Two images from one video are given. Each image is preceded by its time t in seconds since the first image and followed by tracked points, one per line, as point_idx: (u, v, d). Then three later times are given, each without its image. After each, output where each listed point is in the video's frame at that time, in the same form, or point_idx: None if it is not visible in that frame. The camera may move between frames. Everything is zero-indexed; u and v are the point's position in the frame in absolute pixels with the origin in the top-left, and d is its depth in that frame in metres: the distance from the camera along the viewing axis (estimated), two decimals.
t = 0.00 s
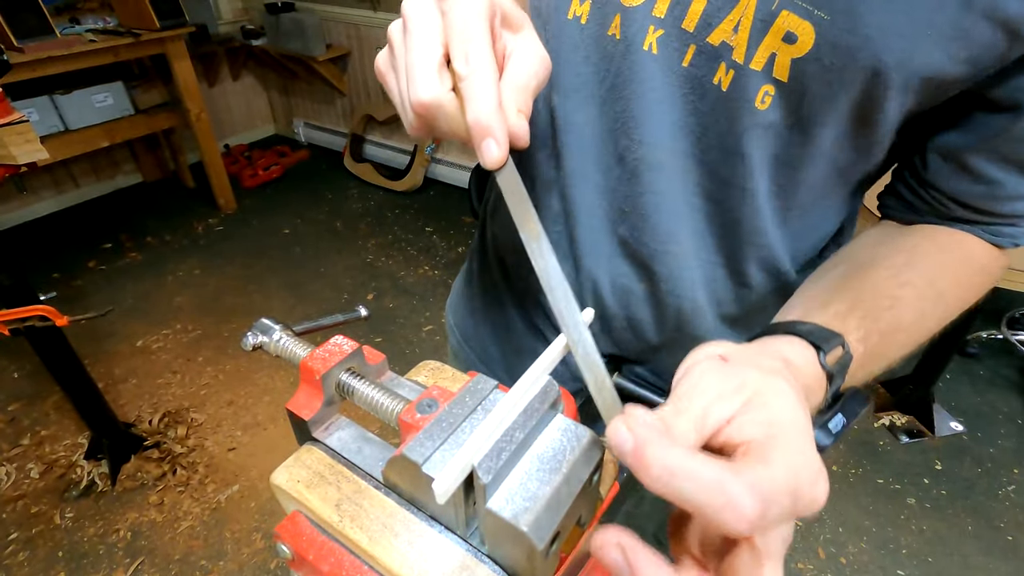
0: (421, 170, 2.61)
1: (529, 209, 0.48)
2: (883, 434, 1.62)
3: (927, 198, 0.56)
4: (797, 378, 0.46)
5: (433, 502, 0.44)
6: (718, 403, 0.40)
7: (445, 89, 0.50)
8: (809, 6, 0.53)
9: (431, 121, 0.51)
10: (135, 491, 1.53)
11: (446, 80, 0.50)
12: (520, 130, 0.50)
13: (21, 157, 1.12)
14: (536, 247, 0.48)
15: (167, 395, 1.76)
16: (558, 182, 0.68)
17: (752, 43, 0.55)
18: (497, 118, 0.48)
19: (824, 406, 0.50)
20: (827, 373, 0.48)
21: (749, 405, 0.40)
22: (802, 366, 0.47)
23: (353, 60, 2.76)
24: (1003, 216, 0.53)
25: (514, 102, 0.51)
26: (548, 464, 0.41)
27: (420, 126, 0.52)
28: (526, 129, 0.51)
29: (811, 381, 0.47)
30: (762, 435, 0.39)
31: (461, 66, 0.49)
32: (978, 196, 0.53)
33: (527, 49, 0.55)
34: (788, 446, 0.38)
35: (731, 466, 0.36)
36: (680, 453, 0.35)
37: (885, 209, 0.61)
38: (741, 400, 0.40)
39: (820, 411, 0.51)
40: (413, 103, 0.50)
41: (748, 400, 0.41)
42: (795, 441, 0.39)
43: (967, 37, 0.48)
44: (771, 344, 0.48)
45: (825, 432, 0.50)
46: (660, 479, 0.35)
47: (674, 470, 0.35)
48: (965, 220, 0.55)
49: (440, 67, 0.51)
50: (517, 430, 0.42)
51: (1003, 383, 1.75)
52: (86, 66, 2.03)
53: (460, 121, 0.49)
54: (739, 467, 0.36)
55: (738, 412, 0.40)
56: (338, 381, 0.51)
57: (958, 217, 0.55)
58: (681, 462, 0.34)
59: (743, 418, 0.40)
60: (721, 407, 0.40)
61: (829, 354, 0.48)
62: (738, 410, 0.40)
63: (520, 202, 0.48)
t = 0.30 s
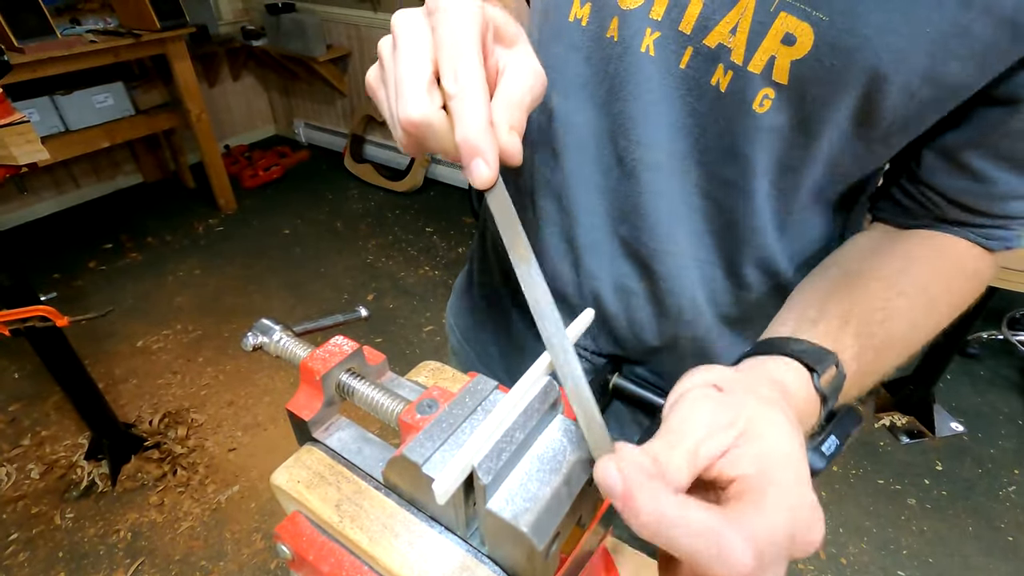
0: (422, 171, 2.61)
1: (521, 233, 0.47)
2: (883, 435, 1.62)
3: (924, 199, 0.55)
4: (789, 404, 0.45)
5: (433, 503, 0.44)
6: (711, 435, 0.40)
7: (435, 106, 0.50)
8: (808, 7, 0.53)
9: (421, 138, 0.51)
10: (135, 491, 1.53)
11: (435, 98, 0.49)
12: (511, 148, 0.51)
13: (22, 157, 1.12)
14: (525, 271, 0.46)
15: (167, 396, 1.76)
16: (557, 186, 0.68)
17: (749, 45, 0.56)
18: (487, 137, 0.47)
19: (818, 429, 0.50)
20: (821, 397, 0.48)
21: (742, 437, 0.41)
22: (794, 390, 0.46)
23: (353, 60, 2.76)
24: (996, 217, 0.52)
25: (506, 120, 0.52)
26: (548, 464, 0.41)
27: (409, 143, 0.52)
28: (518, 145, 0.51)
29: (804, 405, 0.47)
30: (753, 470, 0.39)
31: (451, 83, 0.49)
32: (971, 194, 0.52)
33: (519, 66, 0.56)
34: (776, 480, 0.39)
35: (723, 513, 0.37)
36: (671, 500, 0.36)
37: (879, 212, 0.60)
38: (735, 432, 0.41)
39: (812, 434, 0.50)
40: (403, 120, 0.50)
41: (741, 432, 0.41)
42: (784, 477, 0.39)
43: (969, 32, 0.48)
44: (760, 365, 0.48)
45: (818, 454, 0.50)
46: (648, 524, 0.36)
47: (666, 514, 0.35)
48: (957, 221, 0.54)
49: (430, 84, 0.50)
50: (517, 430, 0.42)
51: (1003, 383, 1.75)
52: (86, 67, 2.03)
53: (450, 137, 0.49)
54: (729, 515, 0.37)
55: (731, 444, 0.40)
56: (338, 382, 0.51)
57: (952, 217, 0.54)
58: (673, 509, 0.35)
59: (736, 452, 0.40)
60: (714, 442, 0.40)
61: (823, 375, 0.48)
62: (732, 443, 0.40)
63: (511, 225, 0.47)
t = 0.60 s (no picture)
0: (422, 172, 2.62)
1: (524, 236, 0.41)
2: (884, 435, 1.62)
3: (926, 200, 0.55)
4: (796, 417, 0.45)
5: (432, 503, 0.44)
6: (715, 448, 0.40)
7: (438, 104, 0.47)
8: (809, 6, 0.53)
9: (423, 136, 0.48)
10: (136, 491, 1.53)
11: (439, 94, 0.46)
12: (518, 148, 0.46)
13: (22, 157, 1.12)
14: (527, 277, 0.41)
15: (167, 396, 1.76)
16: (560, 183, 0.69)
17: (751, 44, 0.55)
18: (491, 137, 0.43)
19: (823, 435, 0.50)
20: (827, 405, 0.48)
21: (747, 448, 0.40)
22: (800, 401, 0.46)
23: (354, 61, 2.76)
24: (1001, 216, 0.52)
25: (513, 119, 0.47)
26: (548, 464, 0.41)
27: (412, 141, 0.49)
28: (524, 145, 0.47)
29: (810, 416, 0.46)
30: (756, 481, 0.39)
31: (455, 80, 0.46)
32: (977, 193, 0.52)
33: (528, 60, 0.52)
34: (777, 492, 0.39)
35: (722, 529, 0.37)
36: (671, 519, 0.36)
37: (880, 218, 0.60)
38: (738, 446, 0.40)
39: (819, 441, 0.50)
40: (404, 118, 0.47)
41: (745, 440, 0.40)
42: (788, 485, 0.39)
43: (974, 30, 0.48)
44: (771, 377, 0.47)
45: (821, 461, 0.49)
46: (651, 541, 0.36)
47: (666, 532, 0.36)
48: (964, 221, 0.54)
49: (432, 79, 0.47)
50: (517, 430, 0.42)
51: (1003, 383, 1.75)
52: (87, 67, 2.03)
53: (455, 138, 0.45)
54: (730, 531, 0.37)
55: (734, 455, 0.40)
56: (338, 382, 0.51)
57: (956, 217, 0.54)
58: (671, 526, 0.36)
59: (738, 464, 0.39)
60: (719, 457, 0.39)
61: (829, 385, 0.48)
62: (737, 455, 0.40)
63: (517, 232, 0.41)
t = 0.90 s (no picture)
0: (422, 172, 2.62)
1: (517, 235, 0.47)
2: (884, 436, 1.62)
3: (928, 201, 0.55)
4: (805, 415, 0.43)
5: (433, 505, 0.43)
6: (714, 444, 0.37)
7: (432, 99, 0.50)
8: (819, 4, 0.53)
9: (416, 132, 0.50)
10: (136, 492, 1.53)
11: (432, 91, 0.49)
12: (511, 142, 0.49)
13: (23, 158, 1.12)
14: (519, 274, 0.46)
15: (167, 396, 1.76)
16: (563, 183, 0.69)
17: (759, 43, 0.56)
18: (483, 134, 0.47)
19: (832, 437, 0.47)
20: (835, 403, 0.45)
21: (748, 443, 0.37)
22: (810, 402, 0.44)
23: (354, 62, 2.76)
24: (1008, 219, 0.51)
25: (506, 113, 0.50)
26: (549, 465, 0.41)
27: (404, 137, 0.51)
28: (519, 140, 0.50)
29: (820, 415, 0.44)
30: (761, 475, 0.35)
31: (446, 77, 0.49)
32: (982, 196, 0.52)
33: (523, 51, 0.54)
34: (784, 488, 0.35)
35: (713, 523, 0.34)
36: (660, 504, 0.35)
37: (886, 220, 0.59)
38: (740, 442, 0.37)
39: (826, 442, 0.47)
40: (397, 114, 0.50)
41: (745, 442, 0.37)
42: (795, 485, 0.35)
43: (982, 31, 0.48)
44: (776, 375, 0.46)
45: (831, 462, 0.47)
46: (639, 530, 0.35)
47: (652, 522, 0.35)
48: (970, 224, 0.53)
49: (425, 76, 0.50)
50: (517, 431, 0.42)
51: (1004, 384, 1.75)
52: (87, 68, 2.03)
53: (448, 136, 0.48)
54: (724, 524, 0.34)
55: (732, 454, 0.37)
56: (338, 382, 0.51)
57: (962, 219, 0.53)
58: (657, 515, 0.34)
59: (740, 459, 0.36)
60: (717, 452, 0.37)
61: (838, 383, 0.46)
62: (737, 446, 0.37)
63: (508, 228, 0.47)
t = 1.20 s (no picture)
0: (422, 172, 2.62)
1: (513, 239, 0.48)
2: (885, 437, 1.62)
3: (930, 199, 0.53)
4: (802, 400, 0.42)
5: (434, 505, 0.43)
6: (713, 439, 0.36)
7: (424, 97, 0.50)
8: (821, 5, 0.53)
9: (411, 131, 0.51)
10: (136, 492, 1.53)
11: (424, 88, 0.49)
12: (505, 140, 0.49)
13: (24, 159, 1.12)
14: (517, 276, 0.46)
15: (168, 397, 1.77)
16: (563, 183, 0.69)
17: (762, 45, 0.56)
18: (478, 135, 0.46)
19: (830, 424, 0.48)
20: (831, 392, 0.45)
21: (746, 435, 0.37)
22: (805, 389, 0.43)
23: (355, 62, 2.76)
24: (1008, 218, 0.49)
25: (500, 110, 0.50)
26: (548, 467, 0.41)
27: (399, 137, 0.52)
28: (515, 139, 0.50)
29: (817, 402, 0.44)
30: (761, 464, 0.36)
31: (440, 76, 0.48)
32: (981, 192, 0.50)
33: (514, 43, 0.54)
34: (782, 479, 0.35)
35: (717, 518, 0.34)
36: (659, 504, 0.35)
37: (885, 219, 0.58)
38: (740, 435, 0.36)
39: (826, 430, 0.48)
40: (391, 113, 0.50)
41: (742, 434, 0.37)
42: (793, 472, 0.35)
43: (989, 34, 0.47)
44: (771, 363, 0.45)
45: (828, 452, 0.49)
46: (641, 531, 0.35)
47: (657, 524, 0.34)
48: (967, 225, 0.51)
49: (418, 73, 0.50)
50: (517, 432, 0.42)
51: (1004, 384, 1.74)
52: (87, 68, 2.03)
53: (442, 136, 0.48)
54: (727, 521, 0.34)
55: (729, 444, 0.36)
56: (338, 382, 0.51)
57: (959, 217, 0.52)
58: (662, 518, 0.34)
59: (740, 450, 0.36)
60: (718, 446, 0.36)
61: (834, 372, 0.45)
62: (738, 440, 0.36)
63: (504, 229, 0.47)
